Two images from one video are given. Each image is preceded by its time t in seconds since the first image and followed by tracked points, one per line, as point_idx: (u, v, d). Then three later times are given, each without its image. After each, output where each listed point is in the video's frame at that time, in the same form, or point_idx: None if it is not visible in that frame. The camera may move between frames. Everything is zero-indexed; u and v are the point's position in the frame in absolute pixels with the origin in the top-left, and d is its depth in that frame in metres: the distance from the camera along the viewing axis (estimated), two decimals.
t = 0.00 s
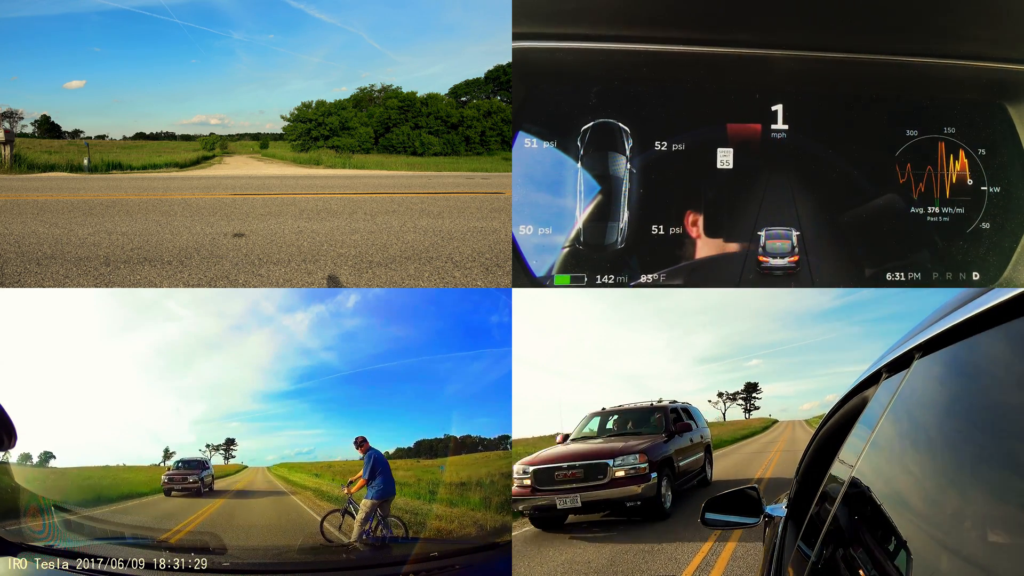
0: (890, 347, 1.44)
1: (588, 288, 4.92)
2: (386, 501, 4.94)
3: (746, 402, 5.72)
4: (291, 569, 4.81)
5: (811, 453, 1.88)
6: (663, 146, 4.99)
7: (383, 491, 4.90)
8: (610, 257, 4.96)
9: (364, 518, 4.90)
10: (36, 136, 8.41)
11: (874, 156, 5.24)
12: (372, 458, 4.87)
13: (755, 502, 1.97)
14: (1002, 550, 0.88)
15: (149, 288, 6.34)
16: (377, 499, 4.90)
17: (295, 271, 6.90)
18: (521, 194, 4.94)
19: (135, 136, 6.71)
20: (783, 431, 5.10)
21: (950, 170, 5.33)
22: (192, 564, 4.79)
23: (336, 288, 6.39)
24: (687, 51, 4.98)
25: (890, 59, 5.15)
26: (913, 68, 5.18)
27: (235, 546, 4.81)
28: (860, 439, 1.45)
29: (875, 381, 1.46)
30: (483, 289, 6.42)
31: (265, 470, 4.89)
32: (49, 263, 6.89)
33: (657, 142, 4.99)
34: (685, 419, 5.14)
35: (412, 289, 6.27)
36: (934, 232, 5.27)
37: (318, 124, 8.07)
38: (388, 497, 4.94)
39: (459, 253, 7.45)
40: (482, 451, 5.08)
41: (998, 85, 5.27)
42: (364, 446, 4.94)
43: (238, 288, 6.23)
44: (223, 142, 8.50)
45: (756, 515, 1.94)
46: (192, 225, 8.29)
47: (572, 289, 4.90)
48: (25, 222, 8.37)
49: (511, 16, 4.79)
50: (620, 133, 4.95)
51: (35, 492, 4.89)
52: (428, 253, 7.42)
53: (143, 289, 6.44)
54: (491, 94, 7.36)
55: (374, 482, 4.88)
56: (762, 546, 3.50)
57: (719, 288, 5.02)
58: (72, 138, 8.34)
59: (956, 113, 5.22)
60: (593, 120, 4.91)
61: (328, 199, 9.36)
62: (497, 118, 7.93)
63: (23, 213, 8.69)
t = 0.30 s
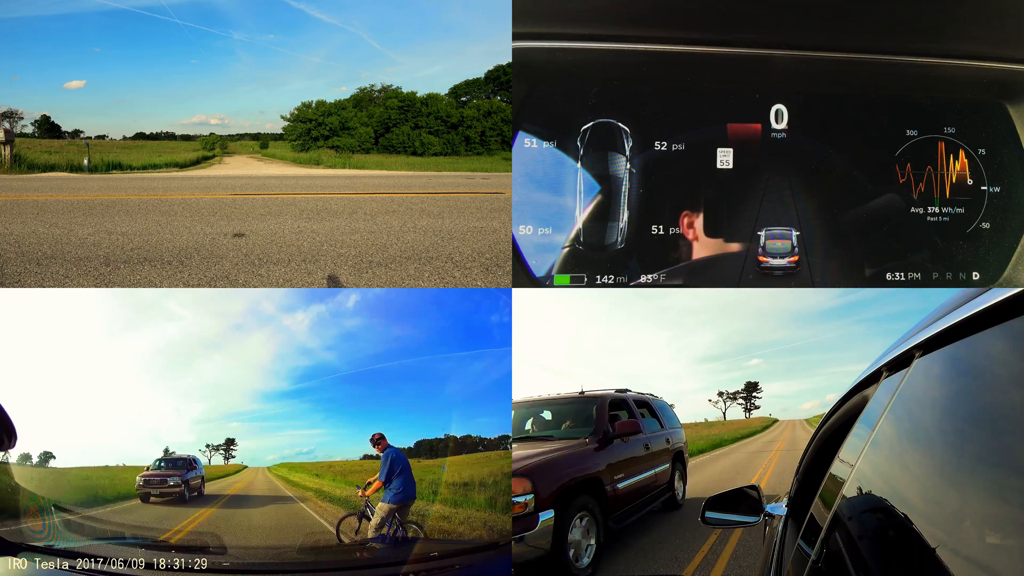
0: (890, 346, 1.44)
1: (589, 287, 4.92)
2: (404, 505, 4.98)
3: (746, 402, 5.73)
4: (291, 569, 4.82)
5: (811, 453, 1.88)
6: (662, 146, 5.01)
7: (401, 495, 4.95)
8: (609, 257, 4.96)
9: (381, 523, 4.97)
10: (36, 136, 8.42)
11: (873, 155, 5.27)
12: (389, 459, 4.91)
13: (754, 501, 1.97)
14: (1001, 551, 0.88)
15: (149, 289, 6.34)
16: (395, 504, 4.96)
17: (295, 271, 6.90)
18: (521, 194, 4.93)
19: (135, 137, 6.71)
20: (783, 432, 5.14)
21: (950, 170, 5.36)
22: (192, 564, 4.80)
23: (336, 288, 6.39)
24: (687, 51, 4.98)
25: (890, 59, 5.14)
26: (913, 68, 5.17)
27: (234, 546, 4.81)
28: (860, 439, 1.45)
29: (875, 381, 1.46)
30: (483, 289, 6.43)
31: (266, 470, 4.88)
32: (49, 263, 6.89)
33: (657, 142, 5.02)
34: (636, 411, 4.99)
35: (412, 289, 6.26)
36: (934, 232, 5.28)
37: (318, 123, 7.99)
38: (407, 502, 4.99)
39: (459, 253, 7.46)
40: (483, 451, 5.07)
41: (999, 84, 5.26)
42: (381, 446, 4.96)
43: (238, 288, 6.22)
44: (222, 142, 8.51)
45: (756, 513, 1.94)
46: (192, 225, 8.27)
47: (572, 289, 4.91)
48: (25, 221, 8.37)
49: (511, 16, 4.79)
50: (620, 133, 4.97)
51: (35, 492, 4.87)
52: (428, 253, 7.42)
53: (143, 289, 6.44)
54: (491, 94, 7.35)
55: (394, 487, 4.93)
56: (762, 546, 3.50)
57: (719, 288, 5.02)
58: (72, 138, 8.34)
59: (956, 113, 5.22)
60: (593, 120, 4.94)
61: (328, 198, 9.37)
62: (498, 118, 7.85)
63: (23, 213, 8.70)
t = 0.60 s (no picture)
0: (890, 345, 1.44)
1: (589, 287, 4.91)
2: (418, 508, 5.00)
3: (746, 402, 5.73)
4: (290, 569, 4.86)
5: (810, 453, 1.88)
6: (663, 146, 4.99)
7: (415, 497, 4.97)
8: (610, 257, 4.96)
9: (396, 525, 4.98)
10: (36, 136, 8.41)
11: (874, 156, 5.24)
12: (401, 458, 4.93)
13: (755, 501, 1.96)
14: (1002, 549, 0.87)
15: (149, 289, 6.33)
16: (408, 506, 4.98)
17: (295, 271, 6.88)
18: (520, 194, 4.94)
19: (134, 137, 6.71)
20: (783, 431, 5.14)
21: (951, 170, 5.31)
22: (192, 564, 4.85)
23: (336, 288, 6.38)
24: (686, 51, 4.99)
25: (889, 58, 5.14)
26: (912, 68, 5.17)
27: (233, 547, 4.83)
28: (860, 438, 1.45)
29: (874, 380, 1.46)
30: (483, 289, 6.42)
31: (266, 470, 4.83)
32: (49, 263, 6.89)
33: (657, 142, 4.99)
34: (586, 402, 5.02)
35: (412, 289, 6.25)
36: (934, 232, 5.27)
37: (317, 124, 8.08)
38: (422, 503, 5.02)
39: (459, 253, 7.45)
40: (483, 451, 5.04)
41: (999, 84, 5.26)
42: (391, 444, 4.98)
43: (238, 288, 6.21)
44: (222, 142, 8.45)
45: (757, 513, 1.94)
46: (192, 225, 8.24)
47: (572, 289, 4.90)
48: (26, 221, 8.37)
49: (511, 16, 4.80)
50: (621, 133, 4.94)
51: (35, 492, 4.78)
52: (428, 253, 7.42)
53: (142, 289, 6.43)
54: (491, 94, 7.33)
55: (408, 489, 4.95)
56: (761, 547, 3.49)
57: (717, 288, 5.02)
58: (72, 138, 8.33)
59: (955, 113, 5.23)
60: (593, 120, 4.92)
61: (328, 199, 9.37)
62: (497, 118, 7.81)
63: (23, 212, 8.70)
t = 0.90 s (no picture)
0: (891, 344, 1.44)
1: (599, 281, 5.01)
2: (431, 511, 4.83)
3: (746, 401, 5.73)
4: (290, 569, 4.81)
5: (811, 453, 1.88)
6: (674, 143, 4.94)
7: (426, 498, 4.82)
8: (621, 252, 4.99)
9: (408, 526, 4.85)
10: (36, 136, 8.44)
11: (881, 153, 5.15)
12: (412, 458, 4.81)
13: (755, 500, 1.97)
14: (1004, 548, 0.87)
15: (149, 289, 6.30)
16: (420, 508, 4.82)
17: (295, 271, 6.86)
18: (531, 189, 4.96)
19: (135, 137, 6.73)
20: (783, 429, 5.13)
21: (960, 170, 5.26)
22: (192, 565, 4.75)
23: (336, 288, 6.33)
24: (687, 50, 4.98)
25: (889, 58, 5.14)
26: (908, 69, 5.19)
27: (233, 546, 4.79)
28: (860, 438, 1.45)
29: (875, 380, 1.45)
30: (483, 289, 6.41)
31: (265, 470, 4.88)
32: (49, 263, 6.87)
33: (669, 138, 4.94)
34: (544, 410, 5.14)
35: (412, 289, 6.25)
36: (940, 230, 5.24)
37: (316, 123, 8.37)
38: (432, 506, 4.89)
39: (459, 253, 7.46)
40: (483, 451, 5.18)
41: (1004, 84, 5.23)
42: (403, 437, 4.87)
43: (239, 288, 6.20)
44: (224, 143, 8.65)
45: (757, 512, 1.94)
46: (192, 225, 8.29)
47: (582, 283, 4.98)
48: (25, 221, 8.37)
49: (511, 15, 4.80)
50: (632, 129, 4.90)
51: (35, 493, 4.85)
52: (428, 253, 7.42)
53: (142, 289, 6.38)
54: (491, 94, 7.35)
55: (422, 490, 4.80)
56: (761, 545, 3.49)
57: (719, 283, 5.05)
58: (72, 138, 8.37)
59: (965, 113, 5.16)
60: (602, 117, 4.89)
61: (327, 200, 9.44)
62: (497, 118, 7.82)
63: (23, 213, 8.74)
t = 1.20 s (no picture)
0: (891, 345, 1.44)
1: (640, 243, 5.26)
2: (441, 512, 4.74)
3: (747, 400, 5.73)
4: (290, 569, 4.76)
5: (811, 453, 1.88)
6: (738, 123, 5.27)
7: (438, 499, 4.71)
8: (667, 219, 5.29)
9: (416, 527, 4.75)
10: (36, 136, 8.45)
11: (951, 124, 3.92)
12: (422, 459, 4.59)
13: (755, 499, 1.96)
14: (1008, 546, 0.86)
15: (149, 288, 6.29)
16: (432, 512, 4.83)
17: (295, 271, 6.84)
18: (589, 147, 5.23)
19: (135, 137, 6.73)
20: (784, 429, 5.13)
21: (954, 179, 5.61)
22: (191, 565, 4.75)
23: (336, 288, 6.33)
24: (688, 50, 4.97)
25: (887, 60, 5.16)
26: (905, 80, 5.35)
27: (234, 547, 4.75)
28: (860, 438, 1.44)
29: (874, 380, 1.45)
30: (483, 289, 6.40)
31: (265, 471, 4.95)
32: (49, 263, 6.86)
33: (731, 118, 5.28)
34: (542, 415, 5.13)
35: (412, 289, 6.24)
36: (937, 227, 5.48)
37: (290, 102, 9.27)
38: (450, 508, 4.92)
39: (459, 253, 7.45)
40: (483, 451, 5.26)
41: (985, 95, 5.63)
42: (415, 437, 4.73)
43: (239, 288, 6.19)
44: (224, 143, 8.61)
45: (757, 512, 1.93)
46: (192, 225, 8.30)
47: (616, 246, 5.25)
48: (25, 221, 8.37)
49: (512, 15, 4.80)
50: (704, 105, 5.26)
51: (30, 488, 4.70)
52: (428, 253, 7.42)
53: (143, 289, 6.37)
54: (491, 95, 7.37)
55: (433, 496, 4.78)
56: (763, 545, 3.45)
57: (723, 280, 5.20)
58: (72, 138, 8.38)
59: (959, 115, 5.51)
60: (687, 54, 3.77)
61: (326, 200, 9.44)
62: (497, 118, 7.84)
63: (23, 213, 8.73)
